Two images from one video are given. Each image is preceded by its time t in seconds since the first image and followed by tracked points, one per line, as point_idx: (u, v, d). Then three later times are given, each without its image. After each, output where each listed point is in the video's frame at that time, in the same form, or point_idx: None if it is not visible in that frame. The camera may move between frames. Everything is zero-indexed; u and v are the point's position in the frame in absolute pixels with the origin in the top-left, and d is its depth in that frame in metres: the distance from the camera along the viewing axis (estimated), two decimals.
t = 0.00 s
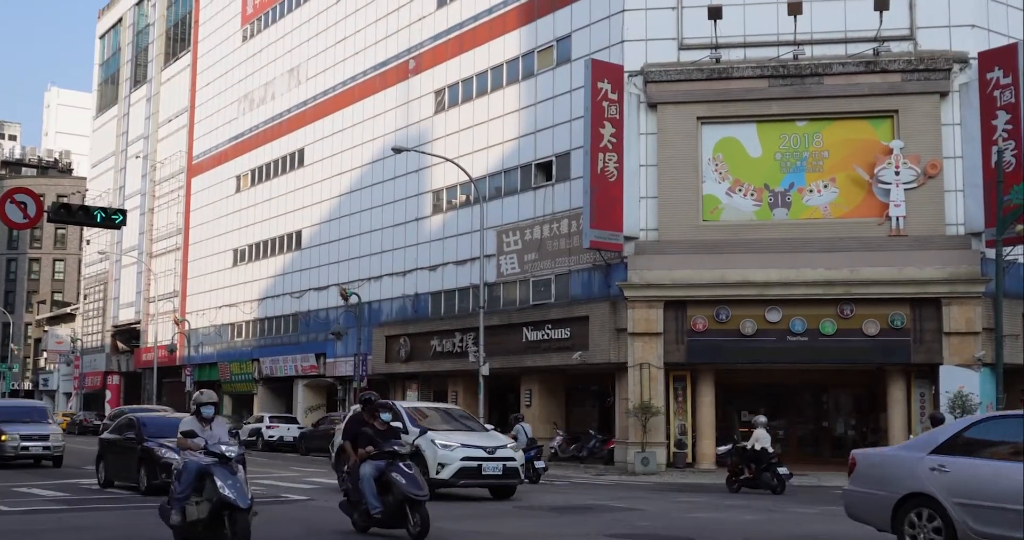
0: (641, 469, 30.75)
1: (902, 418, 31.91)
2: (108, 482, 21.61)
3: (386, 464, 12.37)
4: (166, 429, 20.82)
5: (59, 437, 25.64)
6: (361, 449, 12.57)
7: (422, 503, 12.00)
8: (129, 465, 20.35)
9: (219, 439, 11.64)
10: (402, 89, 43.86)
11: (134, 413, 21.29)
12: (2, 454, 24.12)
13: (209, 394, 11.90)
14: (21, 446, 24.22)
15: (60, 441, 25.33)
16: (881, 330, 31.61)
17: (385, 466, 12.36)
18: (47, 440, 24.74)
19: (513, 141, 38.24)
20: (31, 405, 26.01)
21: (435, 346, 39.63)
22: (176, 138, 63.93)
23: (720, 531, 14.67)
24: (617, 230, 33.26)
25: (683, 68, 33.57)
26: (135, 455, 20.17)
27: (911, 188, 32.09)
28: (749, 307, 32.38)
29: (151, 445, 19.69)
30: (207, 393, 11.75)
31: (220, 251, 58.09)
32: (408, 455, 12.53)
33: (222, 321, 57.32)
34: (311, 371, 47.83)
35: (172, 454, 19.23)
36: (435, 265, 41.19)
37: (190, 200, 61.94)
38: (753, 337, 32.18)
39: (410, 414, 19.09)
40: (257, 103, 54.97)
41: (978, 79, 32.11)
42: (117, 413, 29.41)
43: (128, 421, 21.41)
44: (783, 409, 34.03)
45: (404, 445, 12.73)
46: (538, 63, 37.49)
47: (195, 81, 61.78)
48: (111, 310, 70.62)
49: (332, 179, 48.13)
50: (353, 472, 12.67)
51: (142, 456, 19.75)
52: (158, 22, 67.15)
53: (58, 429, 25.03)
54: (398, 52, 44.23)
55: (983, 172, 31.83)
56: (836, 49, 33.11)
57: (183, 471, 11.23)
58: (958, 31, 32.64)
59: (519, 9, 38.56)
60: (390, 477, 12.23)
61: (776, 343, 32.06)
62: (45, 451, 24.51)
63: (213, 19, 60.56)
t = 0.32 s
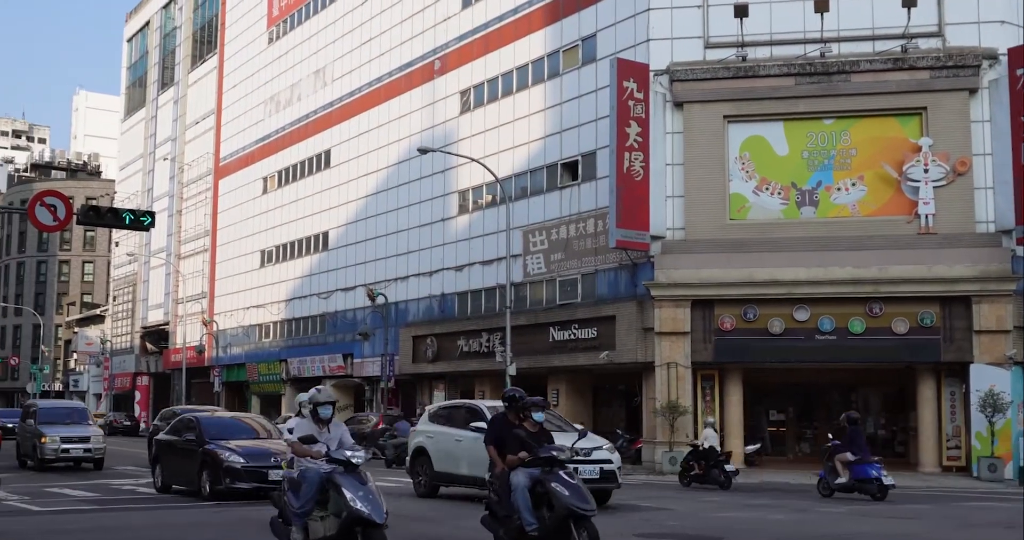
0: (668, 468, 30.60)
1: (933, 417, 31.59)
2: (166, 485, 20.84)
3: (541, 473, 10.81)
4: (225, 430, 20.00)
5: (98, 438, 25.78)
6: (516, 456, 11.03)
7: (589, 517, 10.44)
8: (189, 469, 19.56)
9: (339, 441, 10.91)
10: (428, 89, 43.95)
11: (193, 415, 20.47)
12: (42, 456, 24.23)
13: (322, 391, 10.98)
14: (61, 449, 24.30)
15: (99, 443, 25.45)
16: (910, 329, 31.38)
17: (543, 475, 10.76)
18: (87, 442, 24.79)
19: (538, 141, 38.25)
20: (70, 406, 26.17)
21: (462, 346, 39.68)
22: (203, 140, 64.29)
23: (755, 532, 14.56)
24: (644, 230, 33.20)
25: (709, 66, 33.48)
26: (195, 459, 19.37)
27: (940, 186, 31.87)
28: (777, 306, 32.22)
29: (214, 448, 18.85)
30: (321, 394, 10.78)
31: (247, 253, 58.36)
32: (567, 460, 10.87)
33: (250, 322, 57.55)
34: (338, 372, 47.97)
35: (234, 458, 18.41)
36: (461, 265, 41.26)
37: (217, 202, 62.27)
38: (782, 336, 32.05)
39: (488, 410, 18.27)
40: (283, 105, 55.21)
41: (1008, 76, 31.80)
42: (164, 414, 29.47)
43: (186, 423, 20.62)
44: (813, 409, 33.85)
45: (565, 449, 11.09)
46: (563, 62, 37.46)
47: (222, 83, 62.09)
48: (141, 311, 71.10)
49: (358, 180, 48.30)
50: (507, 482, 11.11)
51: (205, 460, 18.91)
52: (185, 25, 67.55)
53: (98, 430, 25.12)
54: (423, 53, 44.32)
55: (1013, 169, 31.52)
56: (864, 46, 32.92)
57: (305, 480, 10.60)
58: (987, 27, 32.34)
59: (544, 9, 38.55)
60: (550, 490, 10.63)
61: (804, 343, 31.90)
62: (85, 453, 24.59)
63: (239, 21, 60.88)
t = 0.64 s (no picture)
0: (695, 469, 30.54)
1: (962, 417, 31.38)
2: (225, 490, 19.91)
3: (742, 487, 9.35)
4: (289, 431, 19.02)
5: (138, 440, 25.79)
6: (705, 463, 9.52)
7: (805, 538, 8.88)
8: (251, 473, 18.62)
9: (482, 445, 10.39)
10: (453, 90, 44.01)
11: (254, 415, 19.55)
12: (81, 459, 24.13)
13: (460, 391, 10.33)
14: (100, 451, 24.21)
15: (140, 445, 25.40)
16: (938, 328, 31.17)
17: (743, 489, 9.31)
18: (127, 445, 24.65)
19: (564, 141, 38.24)
20: (110, 407, 26.24)
21: (488, 346, 39.72)
22: (229, 142, 64.57)
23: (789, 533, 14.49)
24: (670, 229, 33.11)
25: (735, 65, 33.38)
26: (259, 462, 18.42)
27: (969, 184, 31.53)
28: (804, 305, 32.07)
29: (280, 450, 17.88)
30: (458, 394, 10.14)
31: (274, 254, 58.60)
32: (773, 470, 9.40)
33: (277, 323, 57.78)
34: (365, 372, 48.10)
35: (302, 460, 17.46)
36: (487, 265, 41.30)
37: (244, 203, 62.58)
38: (809, 335, 31.90)
39: (576, 412, 17.09)
40: (309, 106, 55.40)
41: None
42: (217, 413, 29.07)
43: (247, 424, 19.71)
44: (841, 409, 33.68)
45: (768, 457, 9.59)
46: (588, 62, 37.42)
47: (248, 84, 62.37)
48: (169, 313, 71.55)
49: (384, 181, 48.44)
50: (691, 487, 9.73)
51: (270, 463, 17.97)
52: (211, 27, 67.88)
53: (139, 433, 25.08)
54: (448, 54, 44.37)
55: None
56: (891, 43, 32.72)
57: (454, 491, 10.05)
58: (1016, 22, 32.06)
59: (569, 9, 38.50)
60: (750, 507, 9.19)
61: (831, 342, 31.75)
62: (124, 456, 24.51)
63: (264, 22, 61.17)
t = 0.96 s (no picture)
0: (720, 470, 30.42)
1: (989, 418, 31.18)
2: (292, 495, 18.28)
3: None
4: (365, 430, 17.32)
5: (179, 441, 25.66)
6: None
7: None
8: (325, 476, 16.98)
9: (702, 456, 7.78)
10: (477, 91, 44.04)
11: (327, 413, 17.87)
12: (121, 463, 23.87)
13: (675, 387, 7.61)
14: (141, 455, 23.97)
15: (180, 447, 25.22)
16: (965, 328, 30.91)
17: None
18: (168, 448, 24.39)
19: (588, 141, 38.23)
20: (150, 408, 25.98)
21: (512, 348, 39.76)
22: (255, 144, 64.82)
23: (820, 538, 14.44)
24: (695, 230, 32.99)
25: (760, 64, 33.27)
26: (333, 464, 16.77)
27: (996, 182, 31.19)
28: (830, 305, 31.91)
29: (360, 451, 16.16)
30: (673, 392, 7.50)
31: (299, 255, 58.79)
32: None
33: (303, 323, 57.99)
34: (390, 373, 48.21)
35: (383, 463, 15.76)
36: (511, 267, 41.34)
37: (269, 204, 62.81)
38: (834, 335, 31.74)
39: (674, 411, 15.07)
40: (334, 108, 55.56)
41: None
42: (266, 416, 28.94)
43: (318, 422, 18.05)
44: (867, 410, 33.50)
45: None
46: (612, 62, 37.35)
47: (273, 86, 62.58)
48: (195, 314, 71.95)
49: (409, 183, 48.56)
50: (999, 519, 7.05)
51: (348, 465, 16.27)
52: (236, 29, 68.19)
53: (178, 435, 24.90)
54: (472, 55, 44.41)
55: None
56: (917, 41, 32.52)
57: (681, 517, 7.33)
58: None
59: (594, 9, 38.44)
60: None
61: (857, 342, 31.56)
62: (166, 460, 24.27)
63: (289, 24, 61.34)
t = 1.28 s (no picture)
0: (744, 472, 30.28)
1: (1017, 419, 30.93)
2: (370, 503, 16.51)
3: None
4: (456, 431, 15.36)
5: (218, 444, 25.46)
6: None
7: None
8: (409, 487, 15.12)
9: None
10: (500, 93, 44.10)
11: (413, 414, 15.96)
12: (157, 467, 23.72)
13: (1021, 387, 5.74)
14: (177, 459, 23.76)
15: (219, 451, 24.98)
16: (993, 329, 30.56)
17: None
18: (205, 452, 24.18)
19: (611, 142, 38.18)
20: (186, 411, 25.79)
21: (536, 349, 39.79)
22: (279, 146, 65.00)
23: None
24: (719, 231, 32.90)
25: (783, 64, 33.11)
26: (420, 470, 14.87)
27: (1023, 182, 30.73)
28: (855, 306, 31.68)
29: (454, 459, 14.23)
30: None
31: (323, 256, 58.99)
32: None
33: (327, 325, 58.18)
34: (414, 375, 48.26)
35: (481, 472, 13.82)
36: (534, 268, 41.36)
37: (293, 206, 63.07)
38: (860, 336, 31.52)
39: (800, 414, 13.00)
40: (357, 110, 55.73)
41: None
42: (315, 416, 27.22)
43: (400, 423, 16.14)
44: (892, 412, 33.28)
45: None
46: (636, 63, 37.27)
47: (297, 88, 62.83)
48: (220, 316, 72.27)
49: (432, 184, 48.67)
50: None
51: (439, 474, 14.36)
52: (260, 32, 68.49)
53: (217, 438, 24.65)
54: (495, 56, 44.45)
55: None
56: (943, 39, 32.29)
57: None
58: None
59: (616, 9, 38.37)
60: None
61: (883, 343, 31.32)
62: (202, 464, 24.05)
63: (313, 27, 61.57)
